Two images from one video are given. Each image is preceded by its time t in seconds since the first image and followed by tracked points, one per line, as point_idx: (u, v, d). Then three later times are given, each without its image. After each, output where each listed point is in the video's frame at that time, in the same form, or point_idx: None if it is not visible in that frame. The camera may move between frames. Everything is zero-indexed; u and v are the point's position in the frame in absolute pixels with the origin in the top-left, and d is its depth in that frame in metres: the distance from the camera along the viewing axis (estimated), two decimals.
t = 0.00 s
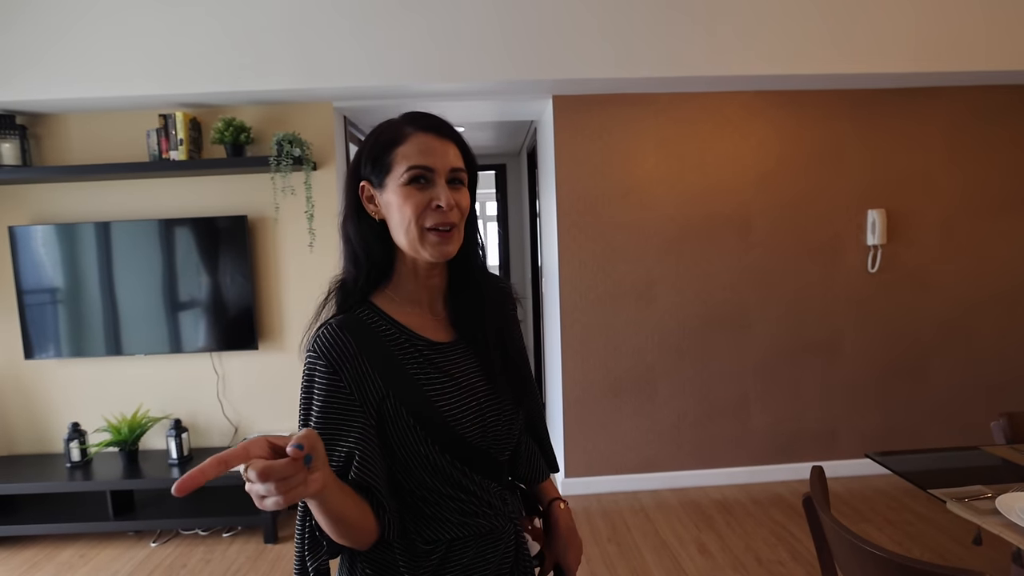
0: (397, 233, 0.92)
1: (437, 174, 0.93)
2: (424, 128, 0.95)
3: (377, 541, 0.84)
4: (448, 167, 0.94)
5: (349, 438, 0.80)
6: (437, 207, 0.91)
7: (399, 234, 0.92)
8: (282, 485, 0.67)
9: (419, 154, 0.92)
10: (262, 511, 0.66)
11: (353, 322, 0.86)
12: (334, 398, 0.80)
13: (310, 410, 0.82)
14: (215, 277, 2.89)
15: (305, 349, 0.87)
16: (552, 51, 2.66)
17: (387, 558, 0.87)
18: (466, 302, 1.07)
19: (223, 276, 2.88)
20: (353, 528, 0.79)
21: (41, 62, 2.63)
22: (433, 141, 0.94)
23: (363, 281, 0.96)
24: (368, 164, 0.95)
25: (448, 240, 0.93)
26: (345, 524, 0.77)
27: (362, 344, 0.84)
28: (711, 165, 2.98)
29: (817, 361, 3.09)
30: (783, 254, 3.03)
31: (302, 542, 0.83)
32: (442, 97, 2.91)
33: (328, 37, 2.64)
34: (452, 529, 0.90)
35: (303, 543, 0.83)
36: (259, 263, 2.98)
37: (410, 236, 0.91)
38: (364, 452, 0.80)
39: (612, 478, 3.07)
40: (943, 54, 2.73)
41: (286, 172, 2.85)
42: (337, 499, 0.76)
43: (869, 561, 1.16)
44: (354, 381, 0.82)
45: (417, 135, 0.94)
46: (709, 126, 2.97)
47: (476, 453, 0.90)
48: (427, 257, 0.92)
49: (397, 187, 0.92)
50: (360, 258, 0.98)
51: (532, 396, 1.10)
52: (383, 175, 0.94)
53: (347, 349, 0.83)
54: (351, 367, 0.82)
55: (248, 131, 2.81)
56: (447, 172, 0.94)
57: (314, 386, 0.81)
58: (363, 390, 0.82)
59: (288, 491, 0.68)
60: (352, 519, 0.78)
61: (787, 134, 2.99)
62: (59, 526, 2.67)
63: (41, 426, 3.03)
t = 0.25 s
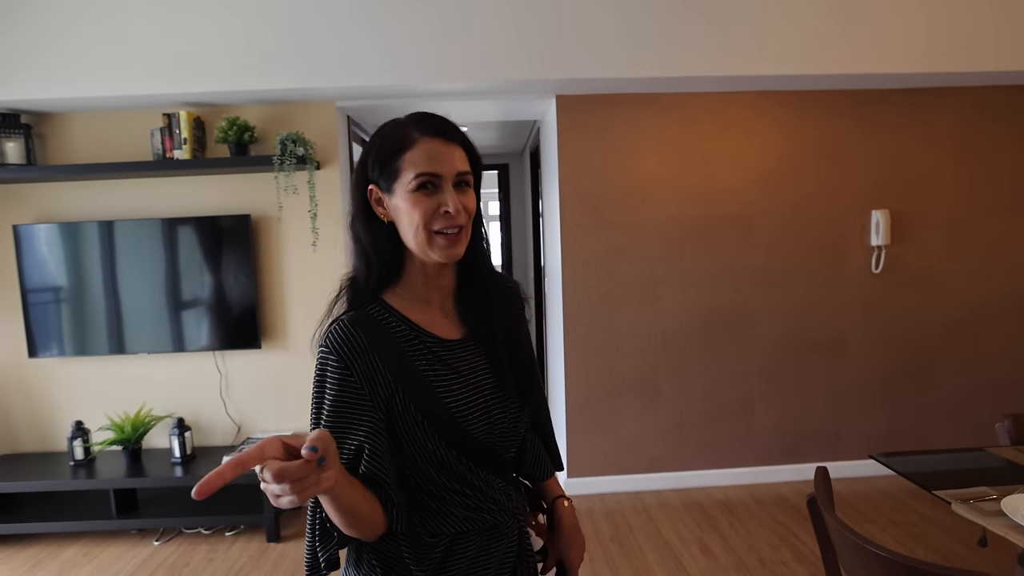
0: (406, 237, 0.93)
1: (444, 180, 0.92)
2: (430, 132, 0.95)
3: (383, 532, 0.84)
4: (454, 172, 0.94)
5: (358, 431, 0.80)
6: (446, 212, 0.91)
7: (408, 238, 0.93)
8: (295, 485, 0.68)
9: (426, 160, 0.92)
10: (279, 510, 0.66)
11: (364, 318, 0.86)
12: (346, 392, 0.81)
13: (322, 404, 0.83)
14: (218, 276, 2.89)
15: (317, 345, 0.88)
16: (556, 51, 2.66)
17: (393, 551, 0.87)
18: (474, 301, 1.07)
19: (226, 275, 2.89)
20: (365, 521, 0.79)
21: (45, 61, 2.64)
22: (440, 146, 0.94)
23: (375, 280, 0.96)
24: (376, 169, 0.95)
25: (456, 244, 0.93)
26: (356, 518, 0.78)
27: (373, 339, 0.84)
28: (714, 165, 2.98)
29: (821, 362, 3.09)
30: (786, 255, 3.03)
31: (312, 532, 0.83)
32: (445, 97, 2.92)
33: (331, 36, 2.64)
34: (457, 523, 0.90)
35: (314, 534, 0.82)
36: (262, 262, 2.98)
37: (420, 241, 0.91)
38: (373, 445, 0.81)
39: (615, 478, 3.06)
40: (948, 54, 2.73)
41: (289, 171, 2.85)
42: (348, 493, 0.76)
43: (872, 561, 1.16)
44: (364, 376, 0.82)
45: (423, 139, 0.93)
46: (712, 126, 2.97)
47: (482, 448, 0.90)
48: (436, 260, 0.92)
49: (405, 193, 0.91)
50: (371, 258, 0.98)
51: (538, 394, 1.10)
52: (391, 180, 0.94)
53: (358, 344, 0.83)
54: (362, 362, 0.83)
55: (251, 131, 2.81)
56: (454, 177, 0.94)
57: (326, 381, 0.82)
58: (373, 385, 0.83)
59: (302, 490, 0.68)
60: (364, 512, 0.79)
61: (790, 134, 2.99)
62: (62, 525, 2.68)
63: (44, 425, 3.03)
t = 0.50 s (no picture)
0: (415, 242, 0.93)
1: (452, 186, 0.92)
2: (437, 137, 0.94)
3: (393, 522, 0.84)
4: (462, 178, 0.93)
5: (369, 423, 0.80)
6: (453, 219, 0.91)
7: (416, 243, 0.93)
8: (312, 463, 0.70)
9: (433, 167, 0.91)
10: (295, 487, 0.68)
11: (374, 314, 0.87)
12: (357, 386, 0.81)
13: (334, 398, 0.83)
14: (220, 276, 2.89)
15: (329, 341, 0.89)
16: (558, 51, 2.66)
17: (402, 542, 0.87)
18: (482, 299, 1.07)
19: (228, 274, 2.89)
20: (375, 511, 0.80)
21: (47, 60, 2.63)
22: (447, 154, 0.93)
23: (385, 278, 0.97)
24: (385, 175, 0.94)
25: (463, 248, 0.94)
26: (367, 507, 0.78)
27: (383, 334, 0.84)
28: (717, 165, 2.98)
29: (823, 361, 3.09)
30: (789, 255, 3.02)
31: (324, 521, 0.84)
32: (448, 97, 2.91)
33: (334, 36, 2.64)
34: (465, 514, 0.89)
35: (326, 522, 0.84)
36: (264, 261, 2.98)
37: (428, 246, 0.91)
38: (383, 437, 0.81)
39: (617, 477, 3.06)
40: (951, 54, 2.72)
41: (291, 171, 2.85)
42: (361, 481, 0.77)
43: (876, 561, 1.16)
44: (376, 371, 0.83)
45: (430, 146, 0.93)
46: (715, 125, 2.97)
47: (490, 441, 0.90)
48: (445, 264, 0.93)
49: (414, 200, 0.91)
50: (381, 257, 0.98)
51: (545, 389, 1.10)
52: (400, 187, 0.93)
53: (369, 338, 0.83)
54: (373, 356, 0.83)
55: (254, 130, 2.81)
56: (462, 182, 0.94)
57: (339, 376, 0.82)
58: (384, 379, 0.83)
59: (318, 469, 0.70)
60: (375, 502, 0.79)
61: (793, 134, 2.99)
62: (64, 524, 2.68)
63: (46, 424, 3.03)
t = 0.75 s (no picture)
0: (429, 240, 0.92)
1: (466, 186, 0.92)
2: (451, 138, 0.94)
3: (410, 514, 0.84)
4: (475, 178, 0.93)
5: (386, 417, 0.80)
6: (467, 218, 0.91)
7: (429, 241, 0.93)
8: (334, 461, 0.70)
9: (448, 167, 0.91)
10: (324, 485, 0.67)
11: (387, 311, 0.87)
12: (373, 382, 0.81)
13: (351, 396, 0.83)
14: (221, 275, 2.88)
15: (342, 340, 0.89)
16: (560, 49, 2.65)
17: (420, 533, 0.86)
18: (490, 295, 1.07)
19: (229, 273, 2.88)
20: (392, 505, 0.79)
21: (47, 58, 2.62)
22: (462, 154, 0.93)
23: (396, 277, 0.96)
24: (399, 173, 0.94)
25: (475, 247, 0.93)
26: (385, 502, 0.78)
27: (397, 331, 0.84)
28: (719, 164, 2.98)
29: (824, 360, 3.09)
30: (790, 253, 3.03)
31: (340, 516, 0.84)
32: (449, 95, 2.91)
33: (336, 35, 2.63)
34: (480, 504, 0.89)
35: (341, 514, 0.84)
36: (265, 260, 2.98)
37: (442, 245, 0.91)
38: (400, 430, 0.81)
39: (619, 476, 3.07)
40: (953, 53, 2.73)
41: (293, 169, 2.84)
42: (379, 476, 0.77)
43: (880, 560, 1.16)
44: (390, 365, 0.82)
45: (445, 147, 0.93)
46: (716, 124, 2.97)
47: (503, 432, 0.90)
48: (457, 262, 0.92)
49: (428, 198, 0.91)
50: (391, 254, 0.98)
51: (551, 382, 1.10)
52: (414, 185, 0.93)
53: (383, 334, 0.83)
54: (388, 351, 0.83)
55: (255, 128, 2.80)
56: (475, 183, 0.94)
57: (355, 372, 0.82)
58: (399, 373, 0.83)
59: (340, 466, 0.70)
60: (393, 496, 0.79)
61: (794, 133, 2.99)
62: (65, 523, 2.67)
63: (47, 424, 3.02)
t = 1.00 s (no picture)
0: (488, 238, 0.94)
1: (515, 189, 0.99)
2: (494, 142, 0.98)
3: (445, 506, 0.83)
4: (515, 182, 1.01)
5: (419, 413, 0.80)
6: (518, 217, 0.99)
7: (488, 239, 0.94)
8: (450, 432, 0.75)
9: (506, 169, 0.96)
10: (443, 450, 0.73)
11: (406, 311, 0.86)
12: (404, 381, 0.81)
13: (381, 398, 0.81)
14: (222, 273, 2.87)
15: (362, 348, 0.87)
16: (563, 47, 2.65)
17: (453, 525, 0.86)
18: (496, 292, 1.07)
19: (229, 271, 2.87)
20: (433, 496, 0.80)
21: (47, 55, 2.61)
22: (502, 154, 0.96)
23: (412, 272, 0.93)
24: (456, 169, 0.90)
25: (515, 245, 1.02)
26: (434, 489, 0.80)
27: (420, 328, 0.85)
28: (721, 162, 2.98)
29: (825, 359, 3.09)
30: (792, 252, 3.03)
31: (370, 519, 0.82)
32: (451, 93, 2.90)
33: (336, 32, 2.63)
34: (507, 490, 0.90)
35: (371, 518, 0.82)
36: (266, 258, 2.97)
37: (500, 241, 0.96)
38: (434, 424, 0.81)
39: (620, 475, 3.06)
40: (955, 52, 2.73)
41: (293, 167, 2.84)
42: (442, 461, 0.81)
43: (883, 560, 1.15)
44: (419, 363, 0.82)
45: (498, 150, 0.97)
46: (718, 123, 2.96)
47: (522, 418, 0.92)
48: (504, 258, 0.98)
49: (495, 197, 0.93)
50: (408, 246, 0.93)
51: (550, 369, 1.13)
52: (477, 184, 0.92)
53: (407, 332, 0.83)
54: (415, 349, 0.83)
55: (256, 126, 2.79)
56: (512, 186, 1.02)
57: (385, 374, 0.81)
58: (428, 369, 0.83)
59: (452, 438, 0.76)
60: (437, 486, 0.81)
61: (797, 132, 2.99)
62: (65, 522, 2.66)
63: (46, 422, 3.01)
